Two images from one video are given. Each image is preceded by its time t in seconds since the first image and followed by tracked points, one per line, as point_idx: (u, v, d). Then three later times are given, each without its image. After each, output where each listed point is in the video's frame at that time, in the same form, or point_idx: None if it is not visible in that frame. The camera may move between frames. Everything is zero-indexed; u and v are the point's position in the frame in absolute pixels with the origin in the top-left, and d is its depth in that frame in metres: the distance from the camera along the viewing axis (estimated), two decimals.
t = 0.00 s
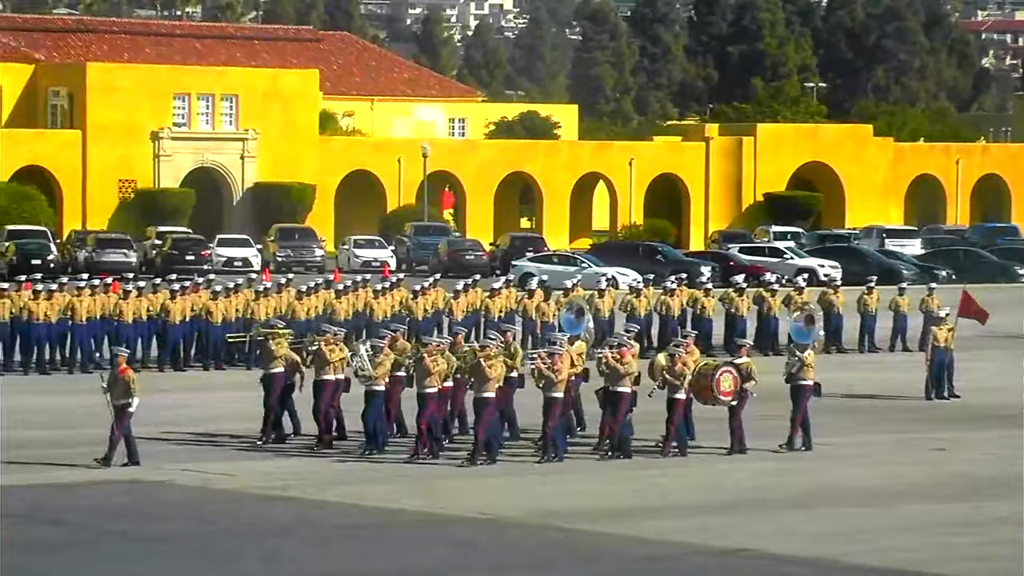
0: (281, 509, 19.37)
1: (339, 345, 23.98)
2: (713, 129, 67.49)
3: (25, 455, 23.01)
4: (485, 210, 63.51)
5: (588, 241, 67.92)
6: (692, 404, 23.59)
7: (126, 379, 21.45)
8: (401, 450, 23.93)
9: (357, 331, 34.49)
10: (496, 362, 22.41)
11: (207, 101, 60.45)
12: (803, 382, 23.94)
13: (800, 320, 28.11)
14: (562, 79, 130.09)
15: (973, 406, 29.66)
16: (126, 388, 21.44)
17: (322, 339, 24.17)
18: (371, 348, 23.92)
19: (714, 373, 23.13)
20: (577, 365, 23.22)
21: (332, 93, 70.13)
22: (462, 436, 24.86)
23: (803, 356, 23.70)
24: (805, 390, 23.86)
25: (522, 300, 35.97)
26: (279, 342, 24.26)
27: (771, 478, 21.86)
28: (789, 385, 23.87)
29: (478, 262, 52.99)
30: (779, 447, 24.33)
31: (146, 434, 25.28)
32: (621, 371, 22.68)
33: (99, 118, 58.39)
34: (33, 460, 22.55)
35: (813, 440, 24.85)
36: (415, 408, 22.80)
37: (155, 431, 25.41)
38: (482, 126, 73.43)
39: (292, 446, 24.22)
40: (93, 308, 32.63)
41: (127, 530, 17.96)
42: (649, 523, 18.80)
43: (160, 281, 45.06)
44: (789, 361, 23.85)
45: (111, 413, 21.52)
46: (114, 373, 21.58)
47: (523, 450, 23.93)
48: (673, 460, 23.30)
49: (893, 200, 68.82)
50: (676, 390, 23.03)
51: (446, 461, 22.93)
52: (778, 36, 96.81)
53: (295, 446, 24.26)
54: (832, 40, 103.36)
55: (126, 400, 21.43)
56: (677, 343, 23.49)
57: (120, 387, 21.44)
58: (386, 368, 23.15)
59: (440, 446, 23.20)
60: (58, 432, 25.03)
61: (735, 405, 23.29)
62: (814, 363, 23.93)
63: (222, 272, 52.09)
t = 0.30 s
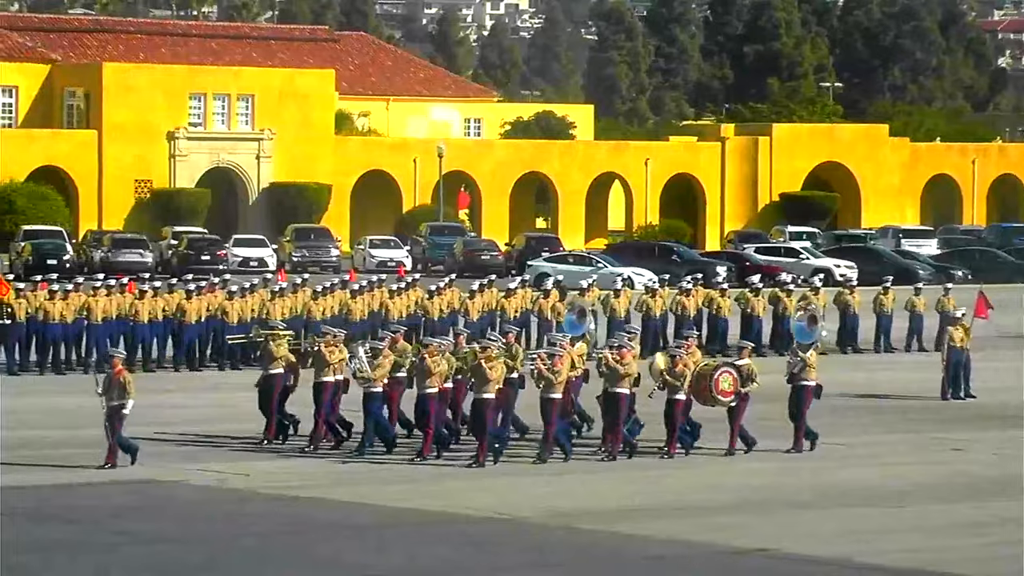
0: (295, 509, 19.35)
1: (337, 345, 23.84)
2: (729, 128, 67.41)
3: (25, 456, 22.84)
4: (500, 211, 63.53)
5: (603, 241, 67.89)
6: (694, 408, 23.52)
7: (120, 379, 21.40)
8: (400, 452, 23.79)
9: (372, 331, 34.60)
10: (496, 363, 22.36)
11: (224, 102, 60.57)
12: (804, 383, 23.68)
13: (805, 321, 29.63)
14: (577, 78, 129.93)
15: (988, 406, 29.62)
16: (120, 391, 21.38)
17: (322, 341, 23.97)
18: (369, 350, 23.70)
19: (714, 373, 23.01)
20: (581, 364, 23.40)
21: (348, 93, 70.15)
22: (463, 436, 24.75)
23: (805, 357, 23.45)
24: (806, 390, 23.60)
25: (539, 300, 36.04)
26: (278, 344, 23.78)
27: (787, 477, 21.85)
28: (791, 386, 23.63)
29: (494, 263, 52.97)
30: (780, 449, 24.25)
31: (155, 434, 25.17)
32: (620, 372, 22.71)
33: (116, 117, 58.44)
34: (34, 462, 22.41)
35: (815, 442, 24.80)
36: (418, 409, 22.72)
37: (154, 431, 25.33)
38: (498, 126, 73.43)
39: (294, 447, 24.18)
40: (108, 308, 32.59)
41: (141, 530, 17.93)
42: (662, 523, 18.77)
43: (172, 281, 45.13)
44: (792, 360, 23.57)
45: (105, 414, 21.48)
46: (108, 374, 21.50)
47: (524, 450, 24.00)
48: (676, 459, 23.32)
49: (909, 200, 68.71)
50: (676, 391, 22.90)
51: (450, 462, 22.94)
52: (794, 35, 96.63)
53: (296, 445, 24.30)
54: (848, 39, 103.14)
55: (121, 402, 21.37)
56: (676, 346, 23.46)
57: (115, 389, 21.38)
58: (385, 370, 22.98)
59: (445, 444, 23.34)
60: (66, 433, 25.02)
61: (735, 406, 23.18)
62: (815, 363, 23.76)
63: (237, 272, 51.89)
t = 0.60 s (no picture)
0: (300, 509, 19.35)
1: (338, 345, 23.75)
2: (747, 128, 67.38)
3: (25, 457, 22.75)
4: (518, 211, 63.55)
5: (621, 241, 67.89)
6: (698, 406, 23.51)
7: (114, 378, 21.12)
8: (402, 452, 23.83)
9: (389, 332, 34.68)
10: (496, 363, 22.21)
11: (242, 102, 60.64)
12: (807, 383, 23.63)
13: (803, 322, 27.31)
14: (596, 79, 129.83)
15: (1007, 407, 29.57)
16: (115, 389, 21.08)
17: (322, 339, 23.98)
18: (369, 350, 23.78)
19: (714, 374, 23.09)
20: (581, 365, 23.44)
21: (365, 93, 70.16)
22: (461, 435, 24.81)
23: (806, 357, 23.50)
24: (810, 391, 23.55)
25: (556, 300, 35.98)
26: (279, 343, 23.80)
27: (798, 477, 21.85)
28: (793, 387, 23.60)
29: (512, 263, 52.99)
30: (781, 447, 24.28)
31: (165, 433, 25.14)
32: (620, 372, 22.52)
33: (134, 117, 58.53)
34: (29, 463, 22.20)
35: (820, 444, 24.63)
36: (422, 410, 22.70)
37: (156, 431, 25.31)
38: (515, 126, 73.45)
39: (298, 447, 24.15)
40: (126, 308, 32.71)
41: (144, 530, 17.93)
42: (668, 522, 18.76)
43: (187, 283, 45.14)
44: (794, 361, 23.61)
45: (100, 412, 21.23)
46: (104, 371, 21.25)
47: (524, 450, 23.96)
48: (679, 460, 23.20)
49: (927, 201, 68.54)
50: (677, 392, 22.89)
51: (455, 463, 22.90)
52: (812, 35, 96.44)
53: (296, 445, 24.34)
54: (866, 39, 103.04)
55: (113, 398, 21.09)
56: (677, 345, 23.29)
57: (108, 385, 21.11)
58: (385, 369, 23.07)
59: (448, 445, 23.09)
60: (71, 433, 25.00)
61: (736, 405, 23.25)
62: (818, 364, 23.70)
63: (256, 272, 52.18)
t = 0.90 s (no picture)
0: (317, 509, 19.36)
1: (336, 344, 23.47)
2: (767, 129, 67.35)
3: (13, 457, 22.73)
4: (538, 212, 63.54)
5: (641, 241, 67.92)
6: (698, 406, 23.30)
7: (108, 380, 21.20)
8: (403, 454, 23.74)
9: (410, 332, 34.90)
10: (495, 364, 22.25)
11: (261, 103, 60.73)
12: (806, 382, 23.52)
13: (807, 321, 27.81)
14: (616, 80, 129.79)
15: None
16: (108, 391, 21.18)
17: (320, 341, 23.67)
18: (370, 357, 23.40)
19: (712, 374, 22.87)
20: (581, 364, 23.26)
21: (385, 94, 70.16)
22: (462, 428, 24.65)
23: (806, 357, 23.35)
24: (809, 391, 23.49)
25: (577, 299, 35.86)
26: (276, 344, 23.68)
27: (810, 477, 21.82)
28: (793, 385, 23.49)
29: (532, 263, 52.97)
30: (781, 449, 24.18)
31: (165, 434, 25.16)
32: (618, 372, 22.33)
33: (155, 118, 58.63)
34: (18, 463, 22.17)
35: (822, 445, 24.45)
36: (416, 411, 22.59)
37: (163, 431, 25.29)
38: (535, 126, 73.45)
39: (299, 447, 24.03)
40: (146, 308, 32.64)
41: (149, 530, 17.93)
42: (686, 523, 18.76)
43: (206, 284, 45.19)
44: (794, 361, 23.47)
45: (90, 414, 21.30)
46: (97, 372, 21.31)
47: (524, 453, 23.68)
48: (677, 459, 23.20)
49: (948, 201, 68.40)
50: (675, 391, 22.85)
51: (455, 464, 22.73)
52: (833, 36, 96.27)
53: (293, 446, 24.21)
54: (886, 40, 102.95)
55: (107, 402, 21.19)
56: (676, 345, 23.37)
57: (102, 388, 21.19)
58: (382, 370, 22.92)
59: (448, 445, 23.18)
60: (74, 433, 25.00)
61: (735, 406, 23.02)
62: (818, 363, 23.59)
63: (275, 273, 51.99)
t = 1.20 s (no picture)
0: (328, 509, 19.37)
1: (335, 344, 23.53)
2: (782, 129, 67.33)
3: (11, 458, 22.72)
4: (553, 212, 63.53)
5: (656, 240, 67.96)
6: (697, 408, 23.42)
7: (105, 381, 21.11)
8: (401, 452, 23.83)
9: (425, 331, 34.64)
10: (495, 365, 22.08)
11: (277, 103, 60.85)
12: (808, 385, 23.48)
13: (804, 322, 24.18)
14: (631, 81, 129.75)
15: None
16: (105, 393, 21.10)
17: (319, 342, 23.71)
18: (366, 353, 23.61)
19: (713, 376, 22.90)
20: (581, 367, 23.33)
21: (400, 93, 70.19)
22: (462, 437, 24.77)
23: (808, 359, 23.36)
24: (810, 394, 23.43)
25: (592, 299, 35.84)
26: (274, 345, 23.63)
27: (817, 477, 21.80)
28: (794, 388, 23.43)
29: (547, 263, 52.99)
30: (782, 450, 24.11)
31: (169, 433, 25.17)
32: (619, 373, 22.44)
33: (170, 118, 58.74)
34: (20, 464, 22.17)
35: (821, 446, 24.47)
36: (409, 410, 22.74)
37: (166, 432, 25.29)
38: (551, 126, 73.47)
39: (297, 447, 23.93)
40: (162, 308, 32.67)
41: (151, 530, 17.95)
42: (697, 522, 18.75)
43: (218, 284, 45.23)
44: (794, 364, 23.45)
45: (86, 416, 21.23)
46: (93, 373, 21.22)
47: (523, 454, 23.71)
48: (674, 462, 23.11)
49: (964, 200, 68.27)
50: (676, 393, 22.78)
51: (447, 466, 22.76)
52: (848, 36, 96.18)
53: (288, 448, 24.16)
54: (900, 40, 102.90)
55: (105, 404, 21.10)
56: (678, 345, 23.21)
57: (100, 390, 21.11)
58: (380, 371, 23.05)
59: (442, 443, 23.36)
60: (78, 433, 25.04)
61: (736, 408, 23.08)
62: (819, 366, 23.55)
63: (291, 272, 52.30)
